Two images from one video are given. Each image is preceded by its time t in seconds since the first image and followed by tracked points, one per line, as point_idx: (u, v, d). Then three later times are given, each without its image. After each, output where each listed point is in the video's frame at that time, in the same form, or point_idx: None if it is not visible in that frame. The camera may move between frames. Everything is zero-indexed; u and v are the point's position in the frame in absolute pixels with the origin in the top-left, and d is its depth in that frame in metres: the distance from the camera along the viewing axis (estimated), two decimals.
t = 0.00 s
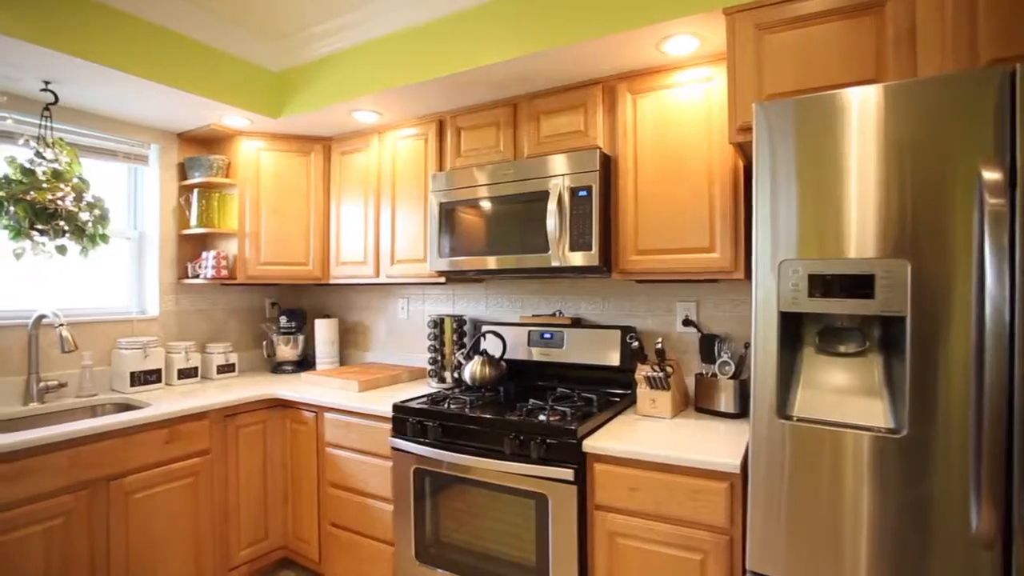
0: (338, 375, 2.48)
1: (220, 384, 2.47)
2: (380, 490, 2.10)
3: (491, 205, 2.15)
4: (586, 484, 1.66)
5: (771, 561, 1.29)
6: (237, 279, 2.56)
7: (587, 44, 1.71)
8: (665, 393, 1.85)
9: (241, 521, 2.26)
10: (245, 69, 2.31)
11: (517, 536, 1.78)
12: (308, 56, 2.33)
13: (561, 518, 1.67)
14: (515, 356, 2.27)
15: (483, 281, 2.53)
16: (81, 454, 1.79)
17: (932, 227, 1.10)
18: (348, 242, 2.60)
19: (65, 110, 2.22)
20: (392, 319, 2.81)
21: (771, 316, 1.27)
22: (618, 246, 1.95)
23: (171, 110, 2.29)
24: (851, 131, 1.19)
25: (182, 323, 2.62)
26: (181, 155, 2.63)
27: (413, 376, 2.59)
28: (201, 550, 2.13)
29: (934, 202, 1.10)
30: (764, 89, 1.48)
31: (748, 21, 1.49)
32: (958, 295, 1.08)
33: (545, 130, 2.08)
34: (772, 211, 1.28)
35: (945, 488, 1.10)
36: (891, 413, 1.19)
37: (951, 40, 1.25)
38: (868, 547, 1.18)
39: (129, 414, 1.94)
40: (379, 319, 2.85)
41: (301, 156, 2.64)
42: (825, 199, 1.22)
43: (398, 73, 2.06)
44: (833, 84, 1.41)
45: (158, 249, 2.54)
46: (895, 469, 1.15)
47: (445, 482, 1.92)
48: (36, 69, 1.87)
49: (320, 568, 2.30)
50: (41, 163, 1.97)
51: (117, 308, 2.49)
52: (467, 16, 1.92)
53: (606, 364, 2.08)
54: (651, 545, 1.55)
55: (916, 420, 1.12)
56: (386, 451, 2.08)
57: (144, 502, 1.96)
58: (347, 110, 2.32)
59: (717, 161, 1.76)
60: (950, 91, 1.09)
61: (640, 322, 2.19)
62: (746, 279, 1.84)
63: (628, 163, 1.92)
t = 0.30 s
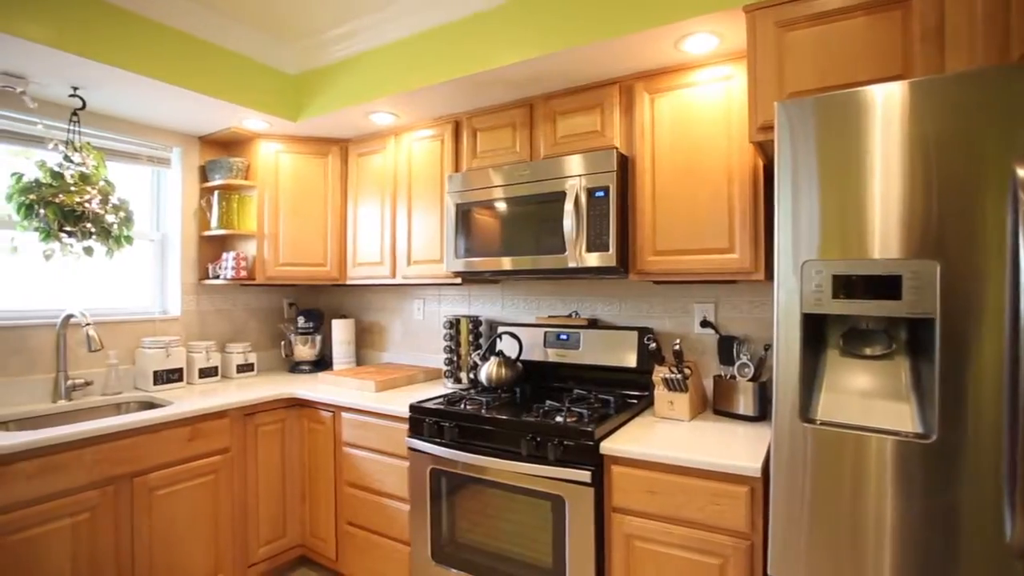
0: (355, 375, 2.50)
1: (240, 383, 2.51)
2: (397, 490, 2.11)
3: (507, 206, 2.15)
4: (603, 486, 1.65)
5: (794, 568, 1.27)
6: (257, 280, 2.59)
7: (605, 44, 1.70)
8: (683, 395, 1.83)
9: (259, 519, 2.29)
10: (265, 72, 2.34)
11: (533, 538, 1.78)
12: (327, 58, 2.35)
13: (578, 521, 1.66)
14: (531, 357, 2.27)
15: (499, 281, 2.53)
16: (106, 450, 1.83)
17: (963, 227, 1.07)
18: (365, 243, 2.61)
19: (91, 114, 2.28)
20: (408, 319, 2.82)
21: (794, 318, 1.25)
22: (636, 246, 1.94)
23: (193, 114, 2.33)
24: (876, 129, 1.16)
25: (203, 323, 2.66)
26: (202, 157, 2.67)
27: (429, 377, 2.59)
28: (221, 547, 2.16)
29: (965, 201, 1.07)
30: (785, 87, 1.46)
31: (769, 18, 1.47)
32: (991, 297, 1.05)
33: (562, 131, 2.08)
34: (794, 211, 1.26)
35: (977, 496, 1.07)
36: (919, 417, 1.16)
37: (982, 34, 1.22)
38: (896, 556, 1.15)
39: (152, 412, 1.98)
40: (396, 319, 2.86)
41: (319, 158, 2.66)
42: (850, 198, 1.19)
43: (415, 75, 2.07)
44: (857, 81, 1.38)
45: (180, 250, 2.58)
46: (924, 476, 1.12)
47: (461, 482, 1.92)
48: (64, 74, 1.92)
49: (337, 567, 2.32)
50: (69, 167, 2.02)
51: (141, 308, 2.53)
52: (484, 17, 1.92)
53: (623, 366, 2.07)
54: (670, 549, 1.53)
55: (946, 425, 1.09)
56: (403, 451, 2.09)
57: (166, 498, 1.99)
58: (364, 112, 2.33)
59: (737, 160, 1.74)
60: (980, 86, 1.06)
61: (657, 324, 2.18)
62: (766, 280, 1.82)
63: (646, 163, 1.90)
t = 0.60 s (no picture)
0: (373, 375, 2.52)
1: (260, 383, 2.54)
2: (415, 490, 2.12)
3: (524, 207, 2.15)
4: (622, 489, 1.63)
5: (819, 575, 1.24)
6: (276, 281, 2.62)
7: (624, 43, 1.69)
8: (703, 398, 1.81)
9: (279, 516, 2.31)
10: (285, 75, 2.37)
11: (551, 539, 1.77)
12: (346, 61, 2.37)
13: (597, 523, 1.65)
14: (549, 358, 2.26)
15: (516, 282, 2.53)
16: (132, 447, 1.87)
17: (998, 226, 1.04)
18: (383, 244, 2.63)
19: (118, 119, 2.32)
20: (425, 320, 2.83)
21: (818, 319, 1.23)
22: (655, 247, 1.92)
23: (215, 117, 2.37)
24: (904, 125, 1.14)
25: (224, 323, 2.70)
26: (224, 159, 2.71)
27: (446, 377, 2.60)
28: (242, 543, 2.19)
29: (1000, 200, 1.04)
30: (809, 84, 1.43)
31: (792, 15, 1.45)
32: None
33: (579, 131, 2.07)
34: (819, 210, 1.23)
35: (1013, 504, 1.04)
36: (950, 422, 1.13)
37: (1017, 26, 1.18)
38: (926, 565, 1.12)
39: (175, 410, 2.01)
40: (413, 320, 2.88)
41: (337, 160, 2.68)
42: (877, 197, 1.16)
43: (433, 76, 2.08)
44: (884, 77, 1.35)
45: (202, 251, 2.62)
46: (955, 482, 1.09)
47: (479, 483, 1.92)
48: (92, 80, 1.96)
49: (355, 565, 2.33)
50: (97, 170, 2.06)
51: (165, 308, 2.58)
52: (502, 18, 1.93)
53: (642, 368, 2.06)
54: (690, 553, 1.52)
55: (980, 430, 1.06)
56: (421, 451, 2.10)
57: (189, 495, 2.03)
58: (382, 114, 2.35)
59: (758, 159, 1.72)
60: (1015, 81, 1.03)
61: (676, 325, 2.15)
62: (789, 280, 1.79)
63: (665, 163, 1.89)
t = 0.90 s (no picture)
0: (391, 375, 2.53)
1: (281, 382, 2.57)
2: (433, 490, 2.12)
3: (541, 207, 2.15)
4: (643, 492, 1.62)
5: None
6: (297, 281, 2.66)
7: (644, 42, 1.68)
8: (724, 400, 1.79)
9: (299, 514, 2.34)
10: (306, 79, 2.40)
11: (570, 541, 1.76)
12: (366, 63, 2.39)
13: (617, 525, 1.64)
14: (567, 359, 2.26)
15: (535, 283, 2.52)
16: (158, 444, 1.90)
17: None
18: (402, 245, 2.64)
19: (144, 122, 2.37)
20: (444, 320, 2.84)
21: (846, 321, 1.20)
22: (676, 248, 1.90)
23: (238, 120, 2.40)
24: (935, 122, 1.10)
25: (246, 323, 2.74)
26: (246, 162, 2.75)
27: (464, 378, 2.60)
28: (263, 540, 2.22)
29: None
30: (835, 81, 1.41)
31: (817, 12, 1.43)
32: None
33: (599, 131, 2.06)
34: (846, 210, 1.21)
35: None
36: (985, 427, 1.10)
37: None
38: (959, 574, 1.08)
39: (199, 409, 2.04)
40: (431, 320, 2.89)
41: (357, 162, 2.71)
42: (906, 196, 1.14)
43: (452, 78, 2.09)
44: (914, 73, 1.32)
45: (225, 252, 2.67)
46: (990, 489, 1.05)
47: (498, 484, 1.92)
48: (121, 86, 2.01)
49: (374, 564, 2.35)
50: (124, 173, 2.10)
51: (189, 308, 2.63)
52: (521, 19, 1.93)
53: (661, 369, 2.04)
54: (712, 557, 1.50)
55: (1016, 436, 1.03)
56: (439, 451, 2.10)
57: (212, 492, 2.06)
58: (402, 116, 2.36)
59: (781, 158, 1.69)
60: None
61: (697, 326, 2.13)
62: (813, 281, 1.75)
63: (686, 162, 1.87)
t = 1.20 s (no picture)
0: (411, 375, 2.55)
1: (302, 381, 2.60)
2: (453, 490, 2.13)
3: (561, 207, 2.14)
4: (665, 494, 1.60)
5: None
6: (318, 282, 2.69)
7: (666, 40, 1.66)
8: (748, 402, 1.76)
9: (321, 512, 2.36)
10: (328, 81, 2.42)
11: (591, 544, 1.75)
12: (386, 65, 2.41)
13: (638, 528, 1.62)
14: (587, 360, 2.24)
15: (554, 283, 2.51)
16: (185, 442, 1.94)
17: None
18: (422, 246, 2.65)
19: (171, 126, 2.42)
20: (463, 320, 2.85)
21: (875, 322, 1.17)
22: (698, 248, 1.88)
23: (261, 123, 2.44)
24: (970, 116, 1.07)
25: (268, 323, 2.78)
26: (269, 164, 2.79)
27: (484, 378, 2.61)
28: (286, 537, 2.24)
29: None
30: (863, 77, 1.38)
31: (845, 6, 1.40)
32: None
33: (619, 130, 2.04)
34: (876, 208, 1.18)
35: None
36: None
37: None
38: None
39: (224, 407, 2.08)
40: (451, 321, 2.90)
41: (377, 163, 2.73)
42: (939, 193, 1.10)
43: (471, 79, 2.09)
44: (947, 67, 1.28)
45: (248, 253, 2.71)
46: None
47: (518, 484, 1.91)
48: (149, 91, 2.05)
49: (393, 563, 2.36)
50: (152, 176, 2.14)
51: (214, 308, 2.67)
52: (541, 19, 1.92)
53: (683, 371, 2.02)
54: (736, 562, 1.47)
55: None
56: (459, 452, 2.11)
57: (237, 489, 2.09)
58: (422, 117, 2.37)
59: (807, 156, 1.65)
60: None
61: (719, 327, 2.10)
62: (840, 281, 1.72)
63: (708, 161, 1.84)
